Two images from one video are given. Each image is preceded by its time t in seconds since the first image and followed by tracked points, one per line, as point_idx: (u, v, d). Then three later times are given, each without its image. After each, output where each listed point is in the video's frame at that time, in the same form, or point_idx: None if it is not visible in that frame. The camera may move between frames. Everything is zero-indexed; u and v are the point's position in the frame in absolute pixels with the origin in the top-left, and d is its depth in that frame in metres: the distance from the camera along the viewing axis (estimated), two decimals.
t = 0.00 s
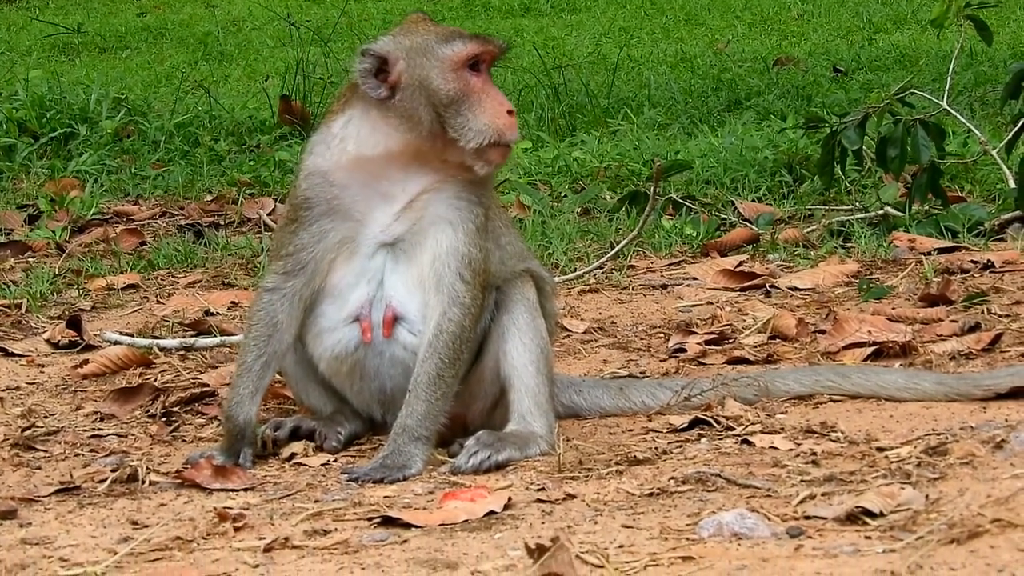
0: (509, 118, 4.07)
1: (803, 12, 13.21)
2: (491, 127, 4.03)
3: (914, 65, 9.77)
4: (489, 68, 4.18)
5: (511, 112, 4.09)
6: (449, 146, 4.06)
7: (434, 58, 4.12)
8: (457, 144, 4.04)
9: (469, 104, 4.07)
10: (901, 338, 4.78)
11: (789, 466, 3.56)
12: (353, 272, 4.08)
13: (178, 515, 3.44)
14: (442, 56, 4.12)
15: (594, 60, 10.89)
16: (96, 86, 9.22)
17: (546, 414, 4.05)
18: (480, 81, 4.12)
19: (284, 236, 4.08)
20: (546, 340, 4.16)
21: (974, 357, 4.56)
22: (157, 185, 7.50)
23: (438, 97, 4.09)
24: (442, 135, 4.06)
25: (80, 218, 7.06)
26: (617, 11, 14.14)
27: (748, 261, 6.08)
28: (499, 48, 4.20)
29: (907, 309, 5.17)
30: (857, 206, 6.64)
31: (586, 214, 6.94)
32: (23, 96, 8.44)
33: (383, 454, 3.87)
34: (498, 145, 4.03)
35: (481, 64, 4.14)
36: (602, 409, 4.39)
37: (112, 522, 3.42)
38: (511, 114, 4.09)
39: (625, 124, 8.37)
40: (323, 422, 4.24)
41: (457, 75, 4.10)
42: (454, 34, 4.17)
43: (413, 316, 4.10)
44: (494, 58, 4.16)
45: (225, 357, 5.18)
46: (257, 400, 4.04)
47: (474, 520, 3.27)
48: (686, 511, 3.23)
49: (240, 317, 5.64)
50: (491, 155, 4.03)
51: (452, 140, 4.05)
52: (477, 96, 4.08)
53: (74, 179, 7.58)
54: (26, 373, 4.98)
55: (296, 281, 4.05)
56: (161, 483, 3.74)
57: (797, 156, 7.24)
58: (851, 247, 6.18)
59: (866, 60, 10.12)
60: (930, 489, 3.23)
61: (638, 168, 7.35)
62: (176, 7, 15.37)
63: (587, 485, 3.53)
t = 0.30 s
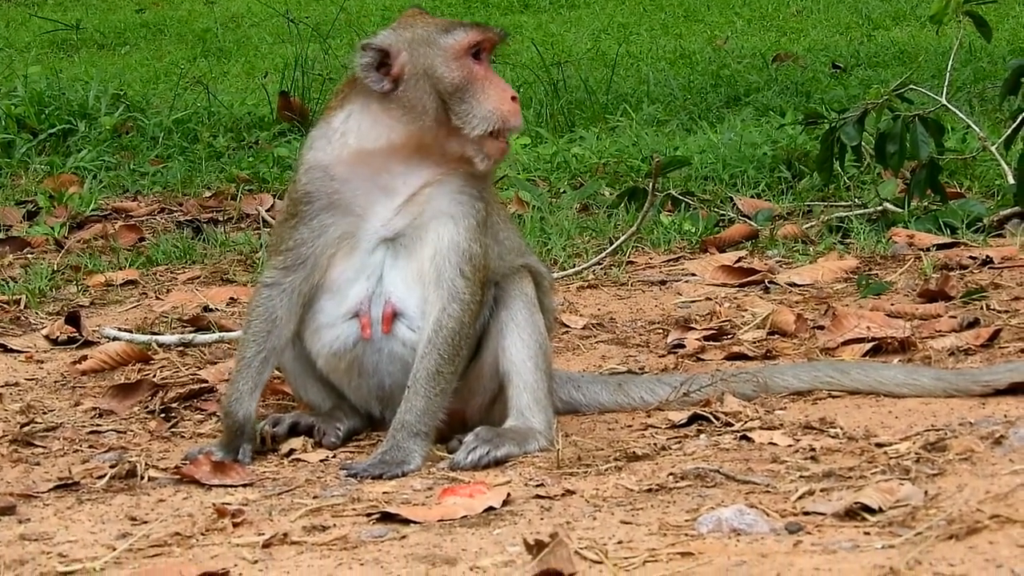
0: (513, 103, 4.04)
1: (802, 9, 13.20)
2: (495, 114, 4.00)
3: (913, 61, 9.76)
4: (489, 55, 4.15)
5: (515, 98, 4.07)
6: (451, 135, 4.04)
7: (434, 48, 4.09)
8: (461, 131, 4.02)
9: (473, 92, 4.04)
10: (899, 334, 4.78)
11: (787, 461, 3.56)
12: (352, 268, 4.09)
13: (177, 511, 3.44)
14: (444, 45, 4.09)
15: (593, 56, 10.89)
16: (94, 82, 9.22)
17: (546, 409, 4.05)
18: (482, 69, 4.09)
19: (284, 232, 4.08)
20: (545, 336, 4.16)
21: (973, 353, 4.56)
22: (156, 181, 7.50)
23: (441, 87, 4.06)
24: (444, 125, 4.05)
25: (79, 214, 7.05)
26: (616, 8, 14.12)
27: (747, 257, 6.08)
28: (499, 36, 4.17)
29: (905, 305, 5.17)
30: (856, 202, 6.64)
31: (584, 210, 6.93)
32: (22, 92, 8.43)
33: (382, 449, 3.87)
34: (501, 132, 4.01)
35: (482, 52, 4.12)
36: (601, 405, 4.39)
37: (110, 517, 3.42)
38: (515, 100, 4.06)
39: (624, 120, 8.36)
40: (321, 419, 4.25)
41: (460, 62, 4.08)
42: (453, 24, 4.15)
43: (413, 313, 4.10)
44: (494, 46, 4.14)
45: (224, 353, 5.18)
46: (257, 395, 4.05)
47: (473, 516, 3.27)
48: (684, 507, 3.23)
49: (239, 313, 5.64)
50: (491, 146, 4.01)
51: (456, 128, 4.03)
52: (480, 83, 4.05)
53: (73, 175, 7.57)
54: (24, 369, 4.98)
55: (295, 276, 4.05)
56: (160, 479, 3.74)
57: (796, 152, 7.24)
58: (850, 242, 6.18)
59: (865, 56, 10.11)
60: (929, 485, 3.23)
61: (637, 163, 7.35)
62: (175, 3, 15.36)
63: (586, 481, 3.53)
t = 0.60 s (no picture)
0: (516, 56, 4.08)
1: (801, 5, 13.19)
2: (504, 65, 4.03)
3: (911, 57, 9.75)
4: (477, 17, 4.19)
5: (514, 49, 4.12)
6: (465, 96, 4.03)
7: (429, 21, 4.10)
8: (474, 88, 4.01)
9: (477, 50, 4.05)
10: (899, 329, 4.78)
11: (787, 456, 3.56)
12: (356, 261, 4.09)
13: (177, 507, 3.44)
14: (438, 15, 4.10)
15: (592, 53, 10.88)
16: (94, 79, 9.21)
17: (545, 406, 4.05)
18: (478, 29, 4.11)
19: (288, 222, 4.07)
20: (544, 332, 4.16)
21: (972, 349, 4.56)
22: (155, 178, 7.50)
23: (444, 52, 4.07)
24: (453, 92, 4.04)
25: (79, 211, 7.05)
26: (615, 4, 14.11)
27: (746, 252, 6.08)
28: None
29: (905, 300, 5.17)
30: (855, 198, 6.64)
31: (584, 206, 6.93)
32: (21, 88, 8.43)
33: (381, 445, 3.87)
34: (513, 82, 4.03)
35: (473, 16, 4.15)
36: (600, 400, 4.39)
37: (110, 514, 3.42)
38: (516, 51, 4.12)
39: (623, 116, 8.36)
40: (320, 415, 4.25)
41: (458, 24, 4.09)
42: None
43: (414, 308, 4.11)
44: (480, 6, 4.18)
45: (224, 349, 5.18)
46: (257, 390, 4.04)
47: (473, 512, 3.27)
48: (684, 502, 3.23)
49: (238, 309, 5.64)
50: (508, 94, 4.01)
51: (471, 87, 4.02)
52: (481, 41, 4.07)
53: (72, 172, 7.56)
54: (24, 365, 4.98)
55: (300, 268, 4.04)
56: (160, 475, 3.74)
57: (796, 148, 7.23)
58: (849, 238, 6.18)
59: (864, 52, 10.10)
60: (929, 479, 3.23)
61: (636, 159, 7.34)
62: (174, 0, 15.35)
63: (586, 476, 3.53)
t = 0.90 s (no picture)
0: (501, 28, 4.14)
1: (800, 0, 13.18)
2: (490, 38, 4.10)
3: (911, 52, 9.74)
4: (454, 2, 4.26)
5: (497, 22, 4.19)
6: (460, 73, 4.08)
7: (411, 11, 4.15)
8: (468, 64, 4.06)
9: (462, 27, 4.11)
10: (899, 324, 4.78)
11: (788, 452, 3.56)
12: (354, 257, 4.08)
13: (177, 504, 3.44)
14: None
15: (591, 49, 10.87)
16: (93, 76, 9.20)
17: (545, 402, 4.05)
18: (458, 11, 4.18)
19: (287, 216, 4.05)
20: (543, 327, 4.16)
21: (972, 344, 4.56)
22: (154, 175, 7.49)
23: (430, 35, 4.11)
24: (445, 74, 4.08)
25: (78, 208, 7.04)
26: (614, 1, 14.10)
27: (746, 248, 6.08)
28: None
29: (905, 295, 5.16)
30: (855, 193, 6.64)
31: (584, 202, 6.93)
32: (20, 86, 8.43)
33: (382, 442, 3.87)
34: (503, 53, 4.10)
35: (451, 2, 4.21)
36: (601, 397, 4.39)
37: (111, 511, 3.42)
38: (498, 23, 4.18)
39: (622, 112, 8.35)
40: (321, 412, 4.24)
41: (437, 7, 4.15)
42: None
43: (413, 304, 4.10)
44: None
45: (223, 346, 5.18)
46: (257, 387, 4.04)
47: (474, 508, 3.27)
48: (685, 497, 3.23)
49: (238, 306, 5.63)
50: (502, 58, 4.09)
51: (464, 65, 4.07)
52: (465, 19, 4.14)
53: (72, 169, 7.56)
54: (24, 363, 4.97)
55: (300, 262, 4.03)
56: (160, 472, 3.74)
57: (795, 144, 7.23)
58: (849, 233, 6.17)
59: (863, 48, 10.09)
60: (930, 475, 3.23)
61: (636, 155, 7.34)
62: None
63: (586, 472, 3.53)
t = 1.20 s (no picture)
0: (492, 23, 4.15)
1: None
2: (481, 33, 4.11)
3: (910, 50, 9.74)
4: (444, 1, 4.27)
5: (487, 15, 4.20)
6: (454, 71, 4.08)
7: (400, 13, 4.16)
8: (462, 62, 4.07)
9: (454, 24, 4.12)
10: (898, 321, 4.78)
11: (787, 449, 3.56)
12: (354, 256, 4.08)
13: (177, 502, 3.44)
14: None
15: (590, 46, 10.87)
16: (92, 73, 9.20)
17: (545, 400, 4.05)
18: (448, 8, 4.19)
19: (286, 216, 4.05)
20: (542, 324, 4.16)
21: (971, 341, 4.56)
22: (154, 172, 7.49)
23: (421, 34, 4.12)
24: (439, 72, 4.08)
25: (77, 206, 7.04)
26: None
27: (745, 245, 6.08)
28: None
29: (904, 293, 5.17)
30: (855, 190, 6.64)
31: (583, 199, 6.93)
32: (20, 83, 8.43)
33: (381, 439, 3.87)
34: (496, 48, 4.11)
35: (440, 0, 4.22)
36: (600, 394, 4.39)
37: (110, 508, 3.42)
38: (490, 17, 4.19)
39: (622, 109, 8.35)
40: (320, 410, 4.25)
41: (426, 7, 4.17)
42: None
43: (413, 302, 4.10)
44: None
45: (223, 344, 5.18)
46: (257, 385, 4.04)
47: (473, 506, 3.27)
48: (685, 495, 3.23)
49: (238, 303, 5.63)
50: (497, 54, 4.10)
51: (457, 62, 4.07)
52: (456, 16, 4.14)
53: (71, 166, 7.55)
54: (23, 360, 4.97)
55: (299, 261, 4.03)
56: (160, 470, 3.74)
57: (795, 142, 7.23)
58: (849, 231, 6.17)
59: (862, 45, 10.09)
60: (929, 472, 3.23)
61: (635, 152, 7.34)
62: None
63: (585, 470, 3.53)
